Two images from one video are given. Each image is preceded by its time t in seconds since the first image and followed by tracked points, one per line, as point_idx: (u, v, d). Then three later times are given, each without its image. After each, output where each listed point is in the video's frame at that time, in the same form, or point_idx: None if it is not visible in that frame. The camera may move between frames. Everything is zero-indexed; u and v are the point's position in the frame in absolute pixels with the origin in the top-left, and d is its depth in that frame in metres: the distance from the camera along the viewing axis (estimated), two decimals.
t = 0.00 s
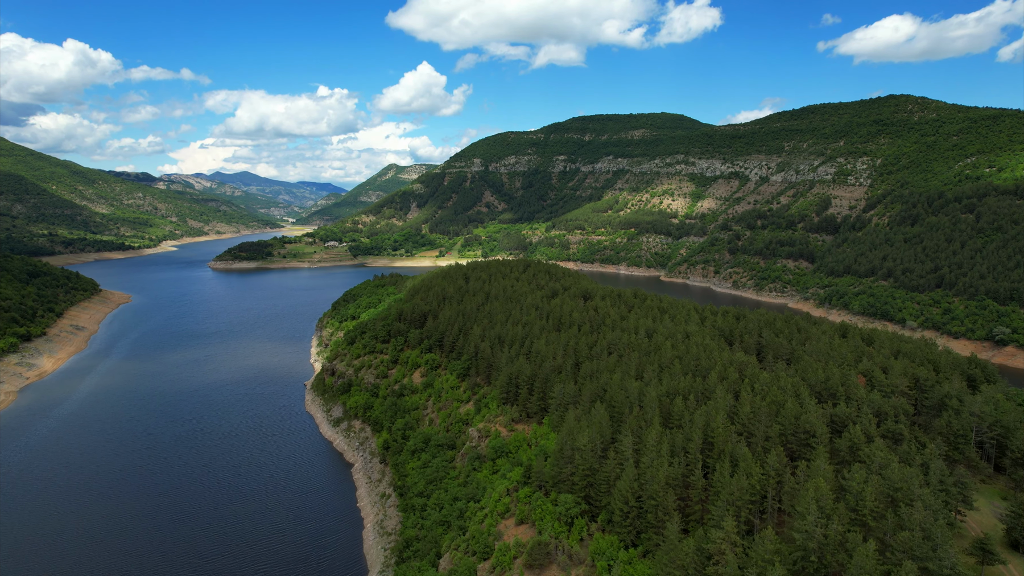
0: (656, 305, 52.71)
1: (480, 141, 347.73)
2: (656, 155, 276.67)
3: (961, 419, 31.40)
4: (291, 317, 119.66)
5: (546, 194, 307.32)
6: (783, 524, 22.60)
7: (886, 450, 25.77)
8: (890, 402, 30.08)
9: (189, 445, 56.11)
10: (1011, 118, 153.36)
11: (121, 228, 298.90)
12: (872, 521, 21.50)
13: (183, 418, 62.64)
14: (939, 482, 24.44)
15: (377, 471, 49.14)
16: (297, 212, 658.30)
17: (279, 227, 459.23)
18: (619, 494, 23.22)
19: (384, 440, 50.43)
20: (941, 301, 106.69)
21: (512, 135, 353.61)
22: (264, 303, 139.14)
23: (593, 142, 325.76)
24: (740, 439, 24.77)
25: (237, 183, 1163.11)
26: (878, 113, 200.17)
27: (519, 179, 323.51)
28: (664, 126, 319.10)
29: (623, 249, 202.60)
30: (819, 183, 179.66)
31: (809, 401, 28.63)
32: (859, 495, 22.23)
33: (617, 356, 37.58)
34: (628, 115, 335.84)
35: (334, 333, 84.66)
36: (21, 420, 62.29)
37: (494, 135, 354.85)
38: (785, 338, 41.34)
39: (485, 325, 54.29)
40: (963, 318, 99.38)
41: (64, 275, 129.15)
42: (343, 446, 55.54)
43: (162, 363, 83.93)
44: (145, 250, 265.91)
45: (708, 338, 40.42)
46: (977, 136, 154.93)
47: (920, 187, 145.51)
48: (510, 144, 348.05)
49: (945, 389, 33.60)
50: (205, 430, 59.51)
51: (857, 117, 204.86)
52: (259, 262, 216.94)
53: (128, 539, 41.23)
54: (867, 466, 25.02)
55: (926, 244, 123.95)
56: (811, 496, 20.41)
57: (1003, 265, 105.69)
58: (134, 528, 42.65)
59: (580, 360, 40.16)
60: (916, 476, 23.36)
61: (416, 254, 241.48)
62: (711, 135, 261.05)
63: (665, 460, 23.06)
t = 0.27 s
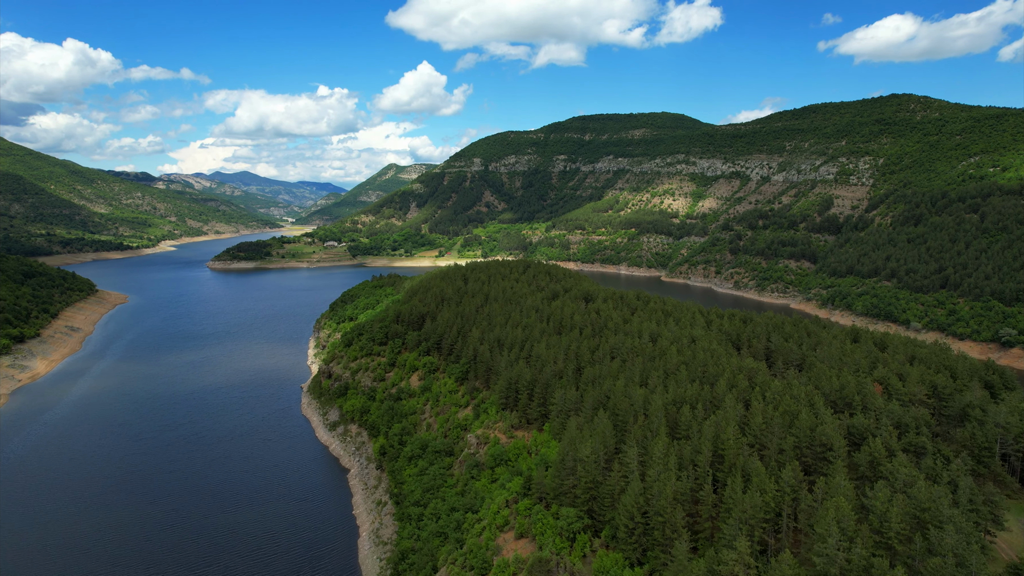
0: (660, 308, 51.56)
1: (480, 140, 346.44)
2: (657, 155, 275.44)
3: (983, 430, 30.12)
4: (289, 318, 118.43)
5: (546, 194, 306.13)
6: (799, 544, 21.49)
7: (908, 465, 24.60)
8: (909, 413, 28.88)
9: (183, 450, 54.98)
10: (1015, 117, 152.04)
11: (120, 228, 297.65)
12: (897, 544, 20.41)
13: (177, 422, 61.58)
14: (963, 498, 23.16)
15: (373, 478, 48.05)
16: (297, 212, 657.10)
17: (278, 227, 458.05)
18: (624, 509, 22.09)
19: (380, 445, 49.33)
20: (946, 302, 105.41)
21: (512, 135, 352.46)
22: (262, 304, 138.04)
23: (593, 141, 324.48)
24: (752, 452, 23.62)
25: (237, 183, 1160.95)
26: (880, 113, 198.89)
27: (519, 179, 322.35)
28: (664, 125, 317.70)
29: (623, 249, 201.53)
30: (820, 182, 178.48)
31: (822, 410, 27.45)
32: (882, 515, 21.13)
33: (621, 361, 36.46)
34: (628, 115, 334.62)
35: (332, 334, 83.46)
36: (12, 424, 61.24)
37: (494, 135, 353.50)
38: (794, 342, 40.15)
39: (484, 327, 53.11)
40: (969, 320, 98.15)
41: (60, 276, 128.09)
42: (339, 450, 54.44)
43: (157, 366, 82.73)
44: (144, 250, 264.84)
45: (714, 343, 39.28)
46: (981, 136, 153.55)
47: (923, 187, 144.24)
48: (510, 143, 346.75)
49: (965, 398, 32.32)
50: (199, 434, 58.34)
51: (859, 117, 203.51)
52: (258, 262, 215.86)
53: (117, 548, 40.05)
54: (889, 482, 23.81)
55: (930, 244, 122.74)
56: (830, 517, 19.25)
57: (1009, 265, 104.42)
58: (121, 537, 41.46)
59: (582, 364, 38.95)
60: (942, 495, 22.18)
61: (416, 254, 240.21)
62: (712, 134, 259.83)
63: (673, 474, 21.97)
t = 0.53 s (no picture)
0: (664, 311, 50.41)
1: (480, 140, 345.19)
2: (657, 154, 274.17)
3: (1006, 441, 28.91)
4: (287, 319, 117.21)
5: (546, 194, 305.06)
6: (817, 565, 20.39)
7: (933, 482, 23.41)
8: (930, 424, 27.68)
9: (175, 455, 53.64)
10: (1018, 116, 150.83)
11: (118, 228, 296.25)
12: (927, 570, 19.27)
13: (170, 426, 60.21)
14: (994, 518, 21.84)
15: (369, 485, 46.86)
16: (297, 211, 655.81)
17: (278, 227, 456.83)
18: (629, 526, 20.90)
19: (376, 450, 48.16)
20: (951, 303, 104.27)
21: (512, 135, 351.13)
22: (260, 304, 136.73)
23: (593, 141, 323.17)
24: (766, 466, 22.45)
25: (236, 182, 1158.76)
26: (882, 112, 197.65)
27: (519, 179, 321.14)
28: (665, 125, 316.52)
29: (624, 249, 200.24)
30: (822, 182, 177.29)
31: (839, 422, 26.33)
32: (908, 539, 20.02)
33: (624, 366, 35.31)
34: (629, 114, 333.38)
35: (329, 335, 82.26)
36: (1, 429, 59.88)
37: (494, 135, 352.23)
38: (804, 348, 38.94)
39: (483, 329, 51.87)
40: (974, 321, 96.89)
41: (55, 276, 126.90)
42: (335, 455, 53.27)
43: (152, 367, 81.65)
44: (142, 250, 263.51)
45: (721, 347, 38.07)
46: (984, 135, 152.31)
47: (926, 186, 143.04)
48: (510, 143, 345.57)
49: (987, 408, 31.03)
50: (193, 439, 57.14)
51: (861, 116, 202.24)
52: (256, 262, 214.56)
53: (103, 559, 38.68)
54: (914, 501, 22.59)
55: (933, 244, 121.58)
56: (856, 542, 18.05)
57: (1014, 265, 103.24)
58: (109, 546, 40.06)
59: (583, 369, 37.72)
60: (972, 517, 21.01)
61: (415, 254, 238.83)
62: (713, 134, 258.69)
63: (681, 489, 20.83)
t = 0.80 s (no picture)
0: (667, 313, 49.34)
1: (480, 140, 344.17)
2: (658, 154, 273.18)
3: None
4: (284, 320, 116.06)
5: (546, 194, 303.98)
6: None
7: (958, 499, 22.30)
8: (951, 436, 26.56)
9: (167, 460, 52.32)
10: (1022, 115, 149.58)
11: (116, 228, 295.09)
12: None
13: (163, 431, 58.88)
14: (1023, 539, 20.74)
15: (365, 491, 45.81)
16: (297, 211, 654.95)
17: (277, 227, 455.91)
18: (634, 544, 19.88)
19: (373, 456, 47.14)
20: (955, 304, 103.13)
21: (512, 134, 350.05)
22: (258, 305, 135.53)
23: (593, 140, 322.11)
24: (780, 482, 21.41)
25: (236, 181, 1156.69)
26: (884, 111, 196.38)
27: (518, 179, 320.09)
28: (665, 124, 315.49)
29: (624, 249, 199.33)
30: (824, 182, 176.12)
31: (855, 433, 25.30)
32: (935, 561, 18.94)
33: (627, 371, 34.23)
34: (629, 114, 332.32)
35: (326, 337, 81.11)
36: None
37: (494, 134, 351.11)
38: (814, 353, 37.82)
39: (482, 332, 50.71)
40: (979, 322, 95.69)
41: (51, 276, 125.87)
42: (331, 460, 52.24)
43: (146, 370, 80.31)
44: (140, 250, 262.43)
45: (727, 352, 36.98)
46: (987, 134, 151.01)
47: (929, 186, 141.89)
48: (510, 142, 344.28)
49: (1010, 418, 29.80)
50: (185, 443, 55.87)
51: (863, 115, 201.11)
52: (255, 262, 213.53)
53: (89, 569, 37.27)
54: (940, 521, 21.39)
55: (937, 244, 120.48)
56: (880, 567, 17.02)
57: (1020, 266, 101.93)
58: (98, 555, 38.72)
59: (585, 375, 36.57)
60: (1001, 539, 19.92)
61: (414, 254, 237.75)
62: (714, 133, 257.60)
63: (690, 505, 19.79)
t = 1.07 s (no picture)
0: (671, 316, 48.23)
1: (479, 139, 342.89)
2: (658, 153, 271.94)
3: None
4: (281, 321, 114.94)
5: (546, 194, 302.76)
6: None
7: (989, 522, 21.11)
8: (978, 451, 25.31)
9: (158, 466, 51.15)
10: None
11: (115, 228, 293.84)
12: None
13: (155, 436, 57.69)
14: None
15: (361, 498, 44.67)
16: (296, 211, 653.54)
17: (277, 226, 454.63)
18: (641, 565, 18.85)
19: (368, 462, 45.97)
20: (960, 304, 101.89)
21: (512, 134, 348.82)
22: (255, 305, 134.34)
23: (593, 140, 320.86)
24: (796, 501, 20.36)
25: (235, 181, 1155.04)
26: (886, 110, 195.14)
27: (518, 179, 319.04)
28: (665, 123, 314.30)
29: (624, 249, 198.29)
30: (826, 182, 174.97)
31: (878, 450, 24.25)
32: None
33: (632, 378, 33.04)
34: (629, 113, 331.13)
35: (323, 338, 79.90)
36: None
37: (494, 134, 349.85)
38: (825, 359, 36.66)
39: (481, 335, 49.56)
40: (985, 323, 94.46)
41: (47, 276, 124.69)
42: (327, 466, 51.07)
43: (141, 373, 79.28)
44: (139, 250, 261.16)
45: (735, 358, 35.78)
46: (991, 133, 149.55)
47: (932, 186, 140.60)
48: (510, 142, 342.99)
49: None
50: (178, 449, 54.64)
51: (865, 115, 199.90)
52: (253, 262, 212.37)
53: None
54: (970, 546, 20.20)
55: (941, 244, 119.36)
56: None
57: None
58: (84, 566, 37.52)
59: (587, 381, 35.29)
60: None
61: (414, 254, 236.58)
62: (715, 133, 256.39)
63: (703, 526, 18.76)
